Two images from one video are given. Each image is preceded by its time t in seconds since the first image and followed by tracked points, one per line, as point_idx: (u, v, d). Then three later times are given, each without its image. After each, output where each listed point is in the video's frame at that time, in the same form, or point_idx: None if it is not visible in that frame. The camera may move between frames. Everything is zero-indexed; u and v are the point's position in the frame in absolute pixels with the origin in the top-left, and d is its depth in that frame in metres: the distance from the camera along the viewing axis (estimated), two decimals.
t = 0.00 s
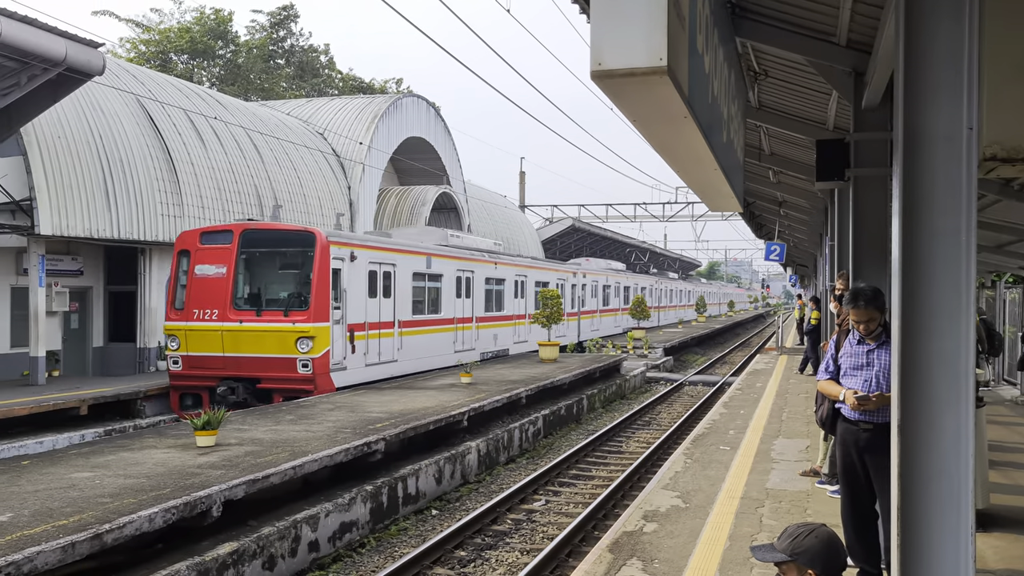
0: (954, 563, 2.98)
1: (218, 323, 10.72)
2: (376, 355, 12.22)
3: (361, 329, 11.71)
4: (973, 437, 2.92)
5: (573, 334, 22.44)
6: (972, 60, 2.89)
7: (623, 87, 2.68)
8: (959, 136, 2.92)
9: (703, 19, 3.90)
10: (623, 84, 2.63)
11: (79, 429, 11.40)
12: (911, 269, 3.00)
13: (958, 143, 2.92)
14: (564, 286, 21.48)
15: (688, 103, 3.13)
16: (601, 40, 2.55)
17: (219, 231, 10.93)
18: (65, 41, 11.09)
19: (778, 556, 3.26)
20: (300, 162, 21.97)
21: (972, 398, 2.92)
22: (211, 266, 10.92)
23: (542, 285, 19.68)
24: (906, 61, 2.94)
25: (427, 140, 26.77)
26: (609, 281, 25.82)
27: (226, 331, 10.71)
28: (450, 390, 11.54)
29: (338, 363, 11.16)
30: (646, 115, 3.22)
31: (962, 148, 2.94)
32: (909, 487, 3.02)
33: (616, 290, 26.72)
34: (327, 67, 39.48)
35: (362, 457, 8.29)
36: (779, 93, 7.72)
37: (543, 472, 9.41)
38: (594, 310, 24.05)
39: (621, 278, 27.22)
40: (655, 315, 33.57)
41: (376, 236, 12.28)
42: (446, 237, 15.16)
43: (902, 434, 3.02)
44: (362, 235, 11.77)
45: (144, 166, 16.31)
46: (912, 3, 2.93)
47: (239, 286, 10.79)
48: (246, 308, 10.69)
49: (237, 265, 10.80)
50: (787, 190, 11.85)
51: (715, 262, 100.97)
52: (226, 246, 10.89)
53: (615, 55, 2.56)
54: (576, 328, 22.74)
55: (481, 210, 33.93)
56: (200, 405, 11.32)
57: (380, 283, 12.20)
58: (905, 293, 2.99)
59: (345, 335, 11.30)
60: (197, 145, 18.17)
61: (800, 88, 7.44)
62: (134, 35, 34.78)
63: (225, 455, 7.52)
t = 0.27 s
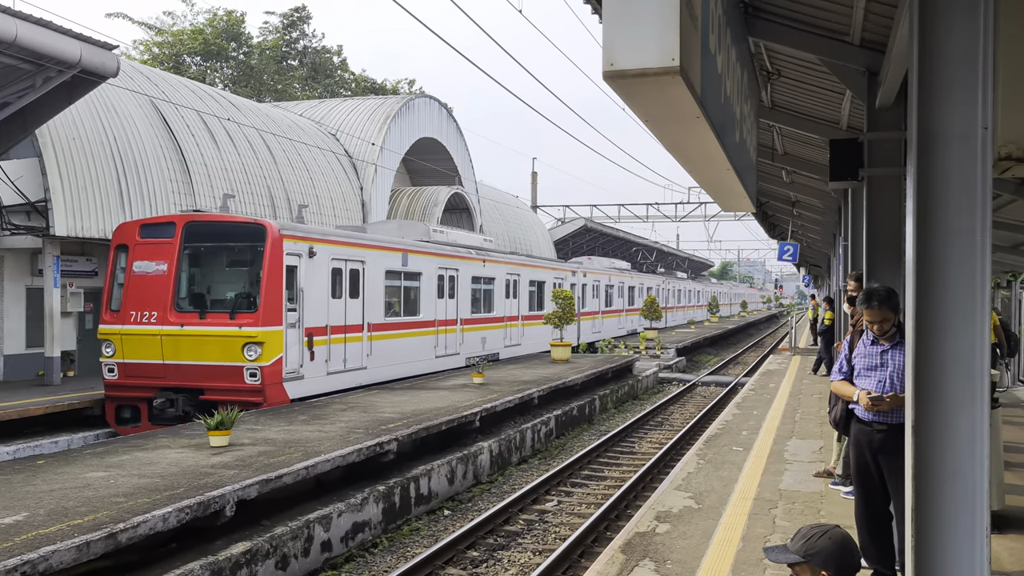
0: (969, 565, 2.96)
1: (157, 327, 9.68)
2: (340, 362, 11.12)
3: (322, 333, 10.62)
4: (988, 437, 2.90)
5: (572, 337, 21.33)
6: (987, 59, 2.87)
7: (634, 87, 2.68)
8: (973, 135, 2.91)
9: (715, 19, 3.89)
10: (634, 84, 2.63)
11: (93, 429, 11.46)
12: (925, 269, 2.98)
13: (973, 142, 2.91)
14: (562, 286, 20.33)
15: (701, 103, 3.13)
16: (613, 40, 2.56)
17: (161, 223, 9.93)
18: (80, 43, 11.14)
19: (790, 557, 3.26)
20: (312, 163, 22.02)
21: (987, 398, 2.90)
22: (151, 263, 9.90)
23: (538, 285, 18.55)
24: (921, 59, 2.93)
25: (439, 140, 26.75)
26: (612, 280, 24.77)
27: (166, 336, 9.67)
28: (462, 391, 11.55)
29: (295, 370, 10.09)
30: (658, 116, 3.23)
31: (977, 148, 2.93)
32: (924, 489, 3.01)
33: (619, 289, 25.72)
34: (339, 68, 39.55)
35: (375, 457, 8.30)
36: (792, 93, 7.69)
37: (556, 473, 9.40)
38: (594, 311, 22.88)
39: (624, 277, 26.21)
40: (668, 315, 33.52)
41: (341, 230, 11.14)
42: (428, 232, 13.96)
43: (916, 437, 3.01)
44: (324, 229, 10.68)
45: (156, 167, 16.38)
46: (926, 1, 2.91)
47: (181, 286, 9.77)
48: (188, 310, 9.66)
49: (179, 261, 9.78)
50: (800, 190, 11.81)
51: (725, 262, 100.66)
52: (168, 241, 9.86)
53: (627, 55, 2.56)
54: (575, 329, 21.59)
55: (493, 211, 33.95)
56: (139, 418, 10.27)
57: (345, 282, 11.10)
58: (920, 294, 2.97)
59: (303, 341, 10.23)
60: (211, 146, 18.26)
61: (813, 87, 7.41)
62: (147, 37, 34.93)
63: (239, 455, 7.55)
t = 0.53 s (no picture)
0: (984, 566, 2.96)
1: (76, 332, 8.60)
2: (294, 369, 9.99)
3: (270, 338, 9.50)
4: (1003, 437, 2.89)
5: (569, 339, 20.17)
6: (1002, 58, 2.86)
7: (646, 87, 2.68)
8: (989, 135, 2.90)
9: (728, 17, 3.87)
10: (646, 84, 2.63)
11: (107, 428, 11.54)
12: (940, 269, 2.98)
13: (988, 142, 2.90)
14: (558, 286, 19.21)
15: (714, 102, 3.12)
16: (625, 39, 2.56)
17: (83, 214, 8.88)
18: (94, 45, 11.11)
19: (804, 558, 3.24)
20: (325, 164, 22.09)
21: (1002, 398, 2.89)
22: (71, 260, 8.83)
23: (531, 284, 17.43)
24: (936, 60, 2.92)
25: (451, 141, 26.76)
26: (613, 280, 23.63)
27: (86, 343, 8.59)
28: (474, 391, 11.56)
29: (237, 378, 9.00)
30: (670, 116, 3.23)
31: (992, 148, 2.92)
32: (938, 490, 3.01)
33: (621, 289, 24.63)
34: (352, 69, 39.61)
35: (387, 458, 8.31)
36: (805, 92, 7.65)
37: (568, 473, 9.39)
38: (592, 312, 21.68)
39: (626, 276, 25.09)
40: (680, 316, 33.45)
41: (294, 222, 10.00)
42: (405, 227, 12.80)
43: (930, 438, 3.01)
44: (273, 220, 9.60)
45: (171, 169, 16.46)
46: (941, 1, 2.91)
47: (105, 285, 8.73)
48: (112, 313, 8.61)
49: (102, 257, 8.72)
50: (814, 190, 11.77)
51: (736, 262, 100.32)
52: (90, 234, 8.80)
53: (639, 55, 2.55)
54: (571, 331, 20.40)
55: (505, 211, 33.95)
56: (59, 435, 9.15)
57: (300, 280, 10.01)
58: (935, 295, 2.97)
59: (248, 345, 9.15)
60: (224, 148, 18.33)
61: (827, 87, 7.37)
62: (160, 40, 35.12)
63: (252, 455, 7.58)
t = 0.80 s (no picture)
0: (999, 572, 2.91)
1: None
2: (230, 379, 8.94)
3: (196, 344, 8.42)
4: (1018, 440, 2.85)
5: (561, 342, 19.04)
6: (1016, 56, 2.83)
7: (658, 88, 2.67)
8: (1002, 134, 2.87)
9: (738, 18, 3.84)
10: (657, 84, 2.62)
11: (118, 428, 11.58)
12: (954, 269, 2.94)
13: (1002, 141, 2.86)
14: (549, 286, 18.15)
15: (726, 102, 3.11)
16: (636, 41, 2.56)
17: None
18: (106, 46, 11.10)
19: (816, 560, 3.21)
20: (334, 165, 22.12)
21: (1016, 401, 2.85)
22: None
23: (518, 284, 16.40)
24: (948, 57, 2.90)
25: (461, 142, 26.76)
26: (609, 280, 22.55)
27: None
28: (484, 392, 11.56)
29: (156, 389, 7.98)
30: (682, 116, 3.22)
31: (1007, 147, 2.88)
32: (953, 491, 2.96)
33: (620, 289, 23.55)
34: (362, 70, 39.61)
35: (397, 458, 8.32)
36: (816, 92, 7.62)
37: (578, 474, 9.38)
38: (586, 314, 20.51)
39: (625, 276, 23.99)
40: (690, 317, 33.38)
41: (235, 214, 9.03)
42: (371, 220, 11.74)
43: (942, 437, 2.97)
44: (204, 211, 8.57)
45: (181, 169, 16.51)
46: None
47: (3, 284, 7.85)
48: (8, 316, 7.70)
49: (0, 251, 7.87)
50: (824, 190, 11.74)
51: (745, 262, 100.02)
52: None
53: (651, 56, 2.55)
54: (563, 334, 19.24)
55: (516, 212, 33.93)
56: None
57: (235, 277, 8.96)
58: (947, 295, 2.93)
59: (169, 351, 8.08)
60: (234, 148, 18.37)
61: (838, 86, 7.34)
62: (172, 41, 35.23)
63: (262, 456, 7.60)
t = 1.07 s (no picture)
0: None
1: None
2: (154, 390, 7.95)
3: (96, 351, 7.33)
4: None
5: (549, 346, 17.92)
6: None
7: (669, 88, 2.67)
8: (1015, 133, 2.64)
9: (748, 19, 3.84)
10: (668, 84, 2.62)
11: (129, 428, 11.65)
12: (962, 276, 2.73)
13: (1015, 141, 2.64)
14: (536, 286, 17.08)
15: (736, 102, 3.11)
16: (645, 41, 2.55)
17: None
18: (117, 48, 11.13)
19: (825, 561, 3.20)
20: (344, 166, 22.16)
21: None
22: None
23: (500, 282, 15.38)
24: (958, 52, 2.68)
25: (470, 142, 26.79)
26: (604, 279, 21.45)
27: None
28: (493, 393, 11.57)
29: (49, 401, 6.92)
30: (691, 116, 3.21)
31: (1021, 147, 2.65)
32: (963, 496, 2.75)
33: (616, 289, 22.44)
34: (372, 71, 39.68)
35: (406, 458, 8.32)
36: (826, 92, 7.60)
37: (587, 475, 9.37)
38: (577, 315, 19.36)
39: (620, 276, 22.86)
40: (699, 317, 33.33)
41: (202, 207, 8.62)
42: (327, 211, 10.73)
43: (954, 440, 2.75)
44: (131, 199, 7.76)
45: (190, 170, 16.56)
46: None
47: None
48: None
49: None
50: (834, 190, 11.71)
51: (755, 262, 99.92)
52: None
53: (660, 56, 2.54)
54: (552, 337, 18.13)
55: (524, 212, 33.95)
56: None
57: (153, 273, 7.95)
58: (958, 299, 2.71)
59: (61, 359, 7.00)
60: (243, 148, 18.42)
61: (849, 86, 7.31)
62: (182, 43, 35.34)
63: (272, 456, 7.62)
